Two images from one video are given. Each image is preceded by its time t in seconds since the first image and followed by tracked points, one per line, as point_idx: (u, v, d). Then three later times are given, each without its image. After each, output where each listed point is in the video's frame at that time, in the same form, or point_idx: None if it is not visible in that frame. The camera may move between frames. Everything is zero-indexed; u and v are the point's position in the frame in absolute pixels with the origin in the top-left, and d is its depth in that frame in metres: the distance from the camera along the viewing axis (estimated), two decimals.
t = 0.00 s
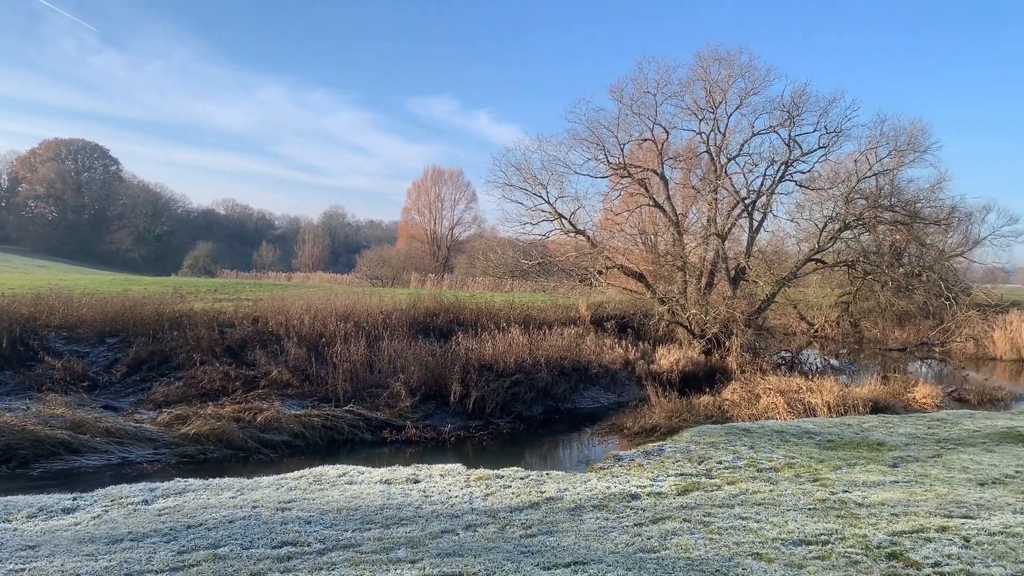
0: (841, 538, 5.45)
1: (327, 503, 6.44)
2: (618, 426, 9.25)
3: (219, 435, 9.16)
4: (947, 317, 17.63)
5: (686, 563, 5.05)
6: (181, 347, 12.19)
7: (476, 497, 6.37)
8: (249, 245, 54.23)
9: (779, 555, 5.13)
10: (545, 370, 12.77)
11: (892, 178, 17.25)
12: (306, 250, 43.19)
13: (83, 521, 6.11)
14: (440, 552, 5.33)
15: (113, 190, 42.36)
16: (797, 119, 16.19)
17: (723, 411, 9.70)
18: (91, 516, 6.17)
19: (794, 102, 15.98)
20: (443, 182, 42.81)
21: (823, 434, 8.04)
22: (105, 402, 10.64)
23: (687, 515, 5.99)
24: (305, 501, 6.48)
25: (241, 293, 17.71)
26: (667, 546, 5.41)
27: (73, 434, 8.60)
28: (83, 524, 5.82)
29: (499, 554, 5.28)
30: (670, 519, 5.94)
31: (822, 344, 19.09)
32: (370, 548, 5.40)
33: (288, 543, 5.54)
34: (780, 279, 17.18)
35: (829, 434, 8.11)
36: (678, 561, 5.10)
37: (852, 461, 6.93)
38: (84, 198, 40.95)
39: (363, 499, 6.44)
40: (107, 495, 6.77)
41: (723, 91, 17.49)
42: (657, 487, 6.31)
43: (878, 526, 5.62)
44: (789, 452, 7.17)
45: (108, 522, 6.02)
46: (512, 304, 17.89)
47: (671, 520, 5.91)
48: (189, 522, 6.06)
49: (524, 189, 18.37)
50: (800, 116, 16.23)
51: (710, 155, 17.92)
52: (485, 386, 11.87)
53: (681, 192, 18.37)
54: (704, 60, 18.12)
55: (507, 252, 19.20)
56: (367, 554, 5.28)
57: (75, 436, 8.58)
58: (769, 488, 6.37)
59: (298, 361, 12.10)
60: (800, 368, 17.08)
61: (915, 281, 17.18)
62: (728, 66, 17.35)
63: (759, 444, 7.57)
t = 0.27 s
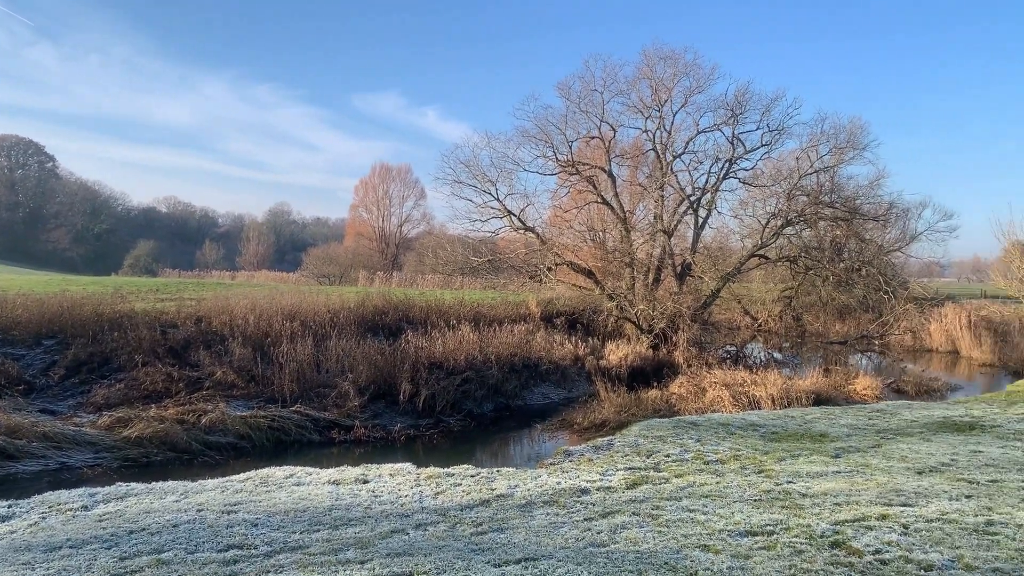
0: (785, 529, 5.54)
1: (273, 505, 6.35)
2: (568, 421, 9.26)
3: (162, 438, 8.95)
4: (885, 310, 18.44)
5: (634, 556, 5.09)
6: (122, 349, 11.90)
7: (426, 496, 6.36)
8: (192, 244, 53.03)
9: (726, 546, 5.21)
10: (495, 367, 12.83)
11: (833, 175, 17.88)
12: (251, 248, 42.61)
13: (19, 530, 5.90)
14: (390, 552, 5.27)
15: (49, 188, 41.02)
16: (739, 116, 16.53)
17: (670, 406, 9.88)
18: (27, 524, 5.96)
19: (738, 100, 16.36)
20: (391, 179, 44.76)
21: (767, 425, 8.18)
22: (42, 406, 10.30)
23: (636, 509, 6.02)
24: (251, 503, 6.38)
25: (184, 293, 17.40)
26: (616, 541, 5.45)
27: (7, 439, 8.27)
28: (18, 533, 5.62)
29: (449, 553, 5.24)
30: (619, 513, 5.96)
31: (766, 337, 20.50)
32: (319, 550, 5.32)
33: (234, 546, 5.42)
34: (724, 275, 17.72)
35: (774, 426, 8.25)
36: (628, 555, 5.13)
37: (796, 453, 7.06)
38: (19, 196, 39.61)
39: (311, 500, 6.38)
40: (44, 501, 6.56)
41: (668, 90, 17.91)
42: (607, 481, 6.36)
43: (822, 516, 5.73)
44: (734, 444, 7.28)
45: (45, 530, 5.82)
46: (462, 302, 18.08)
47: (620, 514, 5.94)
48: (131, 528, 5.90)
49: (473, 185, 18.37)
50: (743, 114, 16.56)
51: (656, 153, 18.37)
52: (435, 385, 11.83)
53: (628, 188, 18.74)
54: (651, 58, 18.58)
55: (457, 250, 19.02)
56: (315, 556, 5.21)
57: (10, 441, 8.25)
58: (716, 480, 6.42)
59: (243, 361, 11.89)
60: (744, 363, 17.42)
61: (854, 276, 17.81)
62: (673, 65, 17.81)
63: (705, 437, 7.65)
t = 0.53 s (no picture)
0: (728, 524, 5.64)
1: (216, 513, 6.24)
2: (516, 421, 9.28)
3: (100, 446, 8.64)
4: (824, 307, 19.07)
5: (582, 555, 5.11)
6: (57, 355, 11.51)
7: (373, 501, 6.33)
8: (129, 246, 50.95)
9: (671, 542, 5.28)
10: (443, 369, 12.86)
11: (772, 175, 18.34)
12: (190, 250, 43.37)
13: None
14: (336, 557, 5.21)
15: None
16: (681, 119, 17.32)
17: (616, 403, 9.95)
18: None
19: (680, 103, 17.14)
20: (335, 180, 44.41)
21: (711, 421, 8.32)
22: None
23: (583, 507, 6.05)
24: (193, 511, 6.27)
25: (122, 298, 16.93)
26: (563, 540, 5.47)
27: None
28: None
29: (396, 556, 5.20)
30: (567, 512, 5.99)
31: (709, 335, 20.97)
32: (263, 557, 5.22)
33: (176, 556, 5.29)
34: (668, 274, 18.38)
35: (718, 422, 8.40)
36: (575, 553, 5.16)
37: (738, 448, 7.18)
38: None
39: (255, 506, 6.31)
40: None
41: (611, 92, 18.38)
42: (554, 480, 6.42)
43: (763, 510, 5.83)
44: (679, 441, 7.38)
45: None
46: (409, 303, 18.23)
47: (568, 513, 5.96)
48: (66, 540, 5.72)
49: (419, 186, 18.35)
50: (684, 117, 17.40)
51: (601, 154, 18.86)
52: (381, 388, 11.77)
53: (573, 190, 19.07)
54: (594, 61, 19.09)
55: (403, 251, 18.94)
56: (259, 563, 5.11)
57: None
58: (661, 477, 6.48)
59: (182, 366, 11.53)
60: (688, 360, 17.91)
61: (793, 275, 18.50)
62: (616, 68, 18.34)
63: (650, 434, 7.74)
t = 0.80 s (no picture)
0: (680, 524, 5.68)
1: (162, 524, 6.10)
2: (469, 426, 9.24)
3: (41, 457, 8.33)
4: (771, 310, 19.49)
5: (535, 559, 5.10)
6: None
7: (325, 509, 6.27)
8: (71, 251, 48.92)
9: (623, 544, 5.29)
10: (395, 374, 12.94)
11: (719, 181, 18.66)
12: (136, 256, 41.91)
13: None
14: (286, 567, 5.10)
15: None
16: (631, 124, 17.71)
17: (569, 407, 9.96)
18: None
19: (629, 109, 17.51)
20: (285, 184, 44.27)
21: (663, 423, 8.42)
22: None
23: (536, 511, 6.04)
24: (139, 522, 6.14)
25: (63, 305, 16.40)
26: (517, 544, 5.45)
27: None
28: None
29: (348, 564, 5.12)
30: (520, 516, 5.97)
31: (660, 338, 22.19)
32: (210, 568, 5.08)
33: (120, 569, 5.14)
34: (620, 277, 18.91)
35: (669, 424, 8.51)
36: (529, 557, 5.14)
37: (689, 449, 7.25)
38: None
39: (203, 516, 6.20)
40: None
41: (563, 97, 18.54)
42: (508, 485, 6.44)
43: (714, 510, 5.89)
44: (631, 444, 7.44)
45: None
46: (361, 309, 18.14)
47: (521, 517, 5.95)
48: (2, 555, 5.50)
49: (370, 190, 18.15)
50: (634, 122, 17.78)
51: (553, 159, 19.06)
52: (332, 394, 11.62)
53: (526, 194, 19.19)
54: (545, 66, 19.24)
55: (354, 255, 18.86)
56: (206, 574, 4.97)
57: None
58: (614, 479, 6.50)
59: (129, 374, 11.31)
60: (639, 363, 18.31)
61: (741, 278, 18.91)
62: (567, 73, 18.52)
63: (603, 437, 7.78)
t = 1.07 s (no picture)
0: (640, 529, 5.70)
1: (115, 536, 5.95)
2: (430, 433, 9.20)
3: None
4: (729, 315, 21.07)
5: (495, 566, 5.07)
6: None
7: (283, 518, 6.19)
8: (20, 258, 47.64)
9: (584, 549, 5.29)
10: (355, 381, 12.85)
11: (678, 188, 19.32)
12: (88, 261, 42.42)
13: None
14: None
15: None
16: (591, 131, 17.89)
17: (530, 412, 9.98)
18: None
19: (589, 116, 17.64)
20: (241, 189, 44.93)
21: (622, 428, 8.50)
22: None
23: (497, 517, 6.02)
24: (91, 534, 5.98)
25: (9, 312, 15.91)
26: (477, 550, 5.42)
27: None
28: None
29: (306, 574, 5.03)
30: (481, 522, 5.94)
31: (620, 343, 22.31)
32: None
33: None
34: (581, 283, 18.94)
35: (628, 428, 8.59)
36: (490, 564, 5.12)
37: (649, 454, 7.29)
38: None
39: (157, 527, 6.07)
40: None
41: (523, 103, 18.62)
42: (468, 492, 6.42)
43: (673, 514, 5.93)
44: (591, 448, 7.48)
45: None
46: (321, 316, 18.17)
47: (482, 523, 5.92)
48: None
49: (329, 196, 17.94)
50: (595, 129, 17.91)
51: (514, 165, 19.10)
52: (290, 402, 11.50)
53: (487, 200, 19.05)
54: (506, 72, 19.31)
55: (312, 262, 18.61)
56: None
57: None
58: (574, 484, 6.50)
59: (81, 383, 11.04)
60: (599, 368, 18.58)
61: (699, 283, 19.88)
62: (527, 80, 18.66)
63: (564, 442, 7.81)
